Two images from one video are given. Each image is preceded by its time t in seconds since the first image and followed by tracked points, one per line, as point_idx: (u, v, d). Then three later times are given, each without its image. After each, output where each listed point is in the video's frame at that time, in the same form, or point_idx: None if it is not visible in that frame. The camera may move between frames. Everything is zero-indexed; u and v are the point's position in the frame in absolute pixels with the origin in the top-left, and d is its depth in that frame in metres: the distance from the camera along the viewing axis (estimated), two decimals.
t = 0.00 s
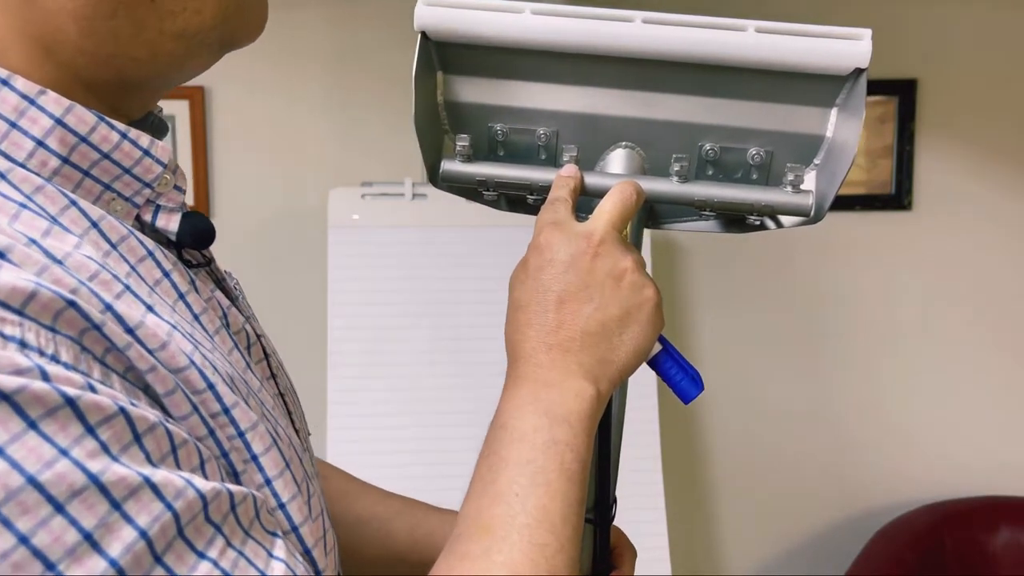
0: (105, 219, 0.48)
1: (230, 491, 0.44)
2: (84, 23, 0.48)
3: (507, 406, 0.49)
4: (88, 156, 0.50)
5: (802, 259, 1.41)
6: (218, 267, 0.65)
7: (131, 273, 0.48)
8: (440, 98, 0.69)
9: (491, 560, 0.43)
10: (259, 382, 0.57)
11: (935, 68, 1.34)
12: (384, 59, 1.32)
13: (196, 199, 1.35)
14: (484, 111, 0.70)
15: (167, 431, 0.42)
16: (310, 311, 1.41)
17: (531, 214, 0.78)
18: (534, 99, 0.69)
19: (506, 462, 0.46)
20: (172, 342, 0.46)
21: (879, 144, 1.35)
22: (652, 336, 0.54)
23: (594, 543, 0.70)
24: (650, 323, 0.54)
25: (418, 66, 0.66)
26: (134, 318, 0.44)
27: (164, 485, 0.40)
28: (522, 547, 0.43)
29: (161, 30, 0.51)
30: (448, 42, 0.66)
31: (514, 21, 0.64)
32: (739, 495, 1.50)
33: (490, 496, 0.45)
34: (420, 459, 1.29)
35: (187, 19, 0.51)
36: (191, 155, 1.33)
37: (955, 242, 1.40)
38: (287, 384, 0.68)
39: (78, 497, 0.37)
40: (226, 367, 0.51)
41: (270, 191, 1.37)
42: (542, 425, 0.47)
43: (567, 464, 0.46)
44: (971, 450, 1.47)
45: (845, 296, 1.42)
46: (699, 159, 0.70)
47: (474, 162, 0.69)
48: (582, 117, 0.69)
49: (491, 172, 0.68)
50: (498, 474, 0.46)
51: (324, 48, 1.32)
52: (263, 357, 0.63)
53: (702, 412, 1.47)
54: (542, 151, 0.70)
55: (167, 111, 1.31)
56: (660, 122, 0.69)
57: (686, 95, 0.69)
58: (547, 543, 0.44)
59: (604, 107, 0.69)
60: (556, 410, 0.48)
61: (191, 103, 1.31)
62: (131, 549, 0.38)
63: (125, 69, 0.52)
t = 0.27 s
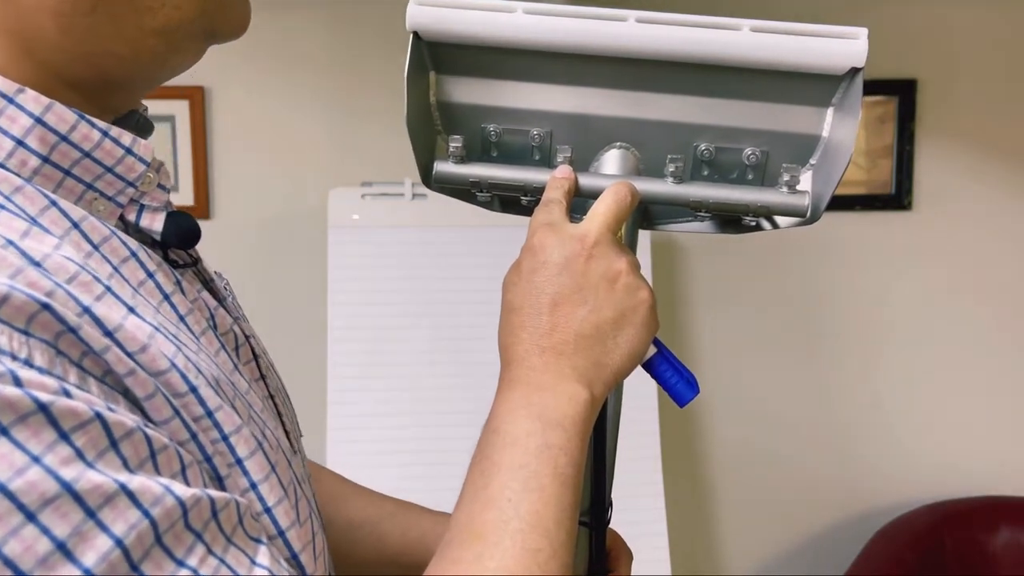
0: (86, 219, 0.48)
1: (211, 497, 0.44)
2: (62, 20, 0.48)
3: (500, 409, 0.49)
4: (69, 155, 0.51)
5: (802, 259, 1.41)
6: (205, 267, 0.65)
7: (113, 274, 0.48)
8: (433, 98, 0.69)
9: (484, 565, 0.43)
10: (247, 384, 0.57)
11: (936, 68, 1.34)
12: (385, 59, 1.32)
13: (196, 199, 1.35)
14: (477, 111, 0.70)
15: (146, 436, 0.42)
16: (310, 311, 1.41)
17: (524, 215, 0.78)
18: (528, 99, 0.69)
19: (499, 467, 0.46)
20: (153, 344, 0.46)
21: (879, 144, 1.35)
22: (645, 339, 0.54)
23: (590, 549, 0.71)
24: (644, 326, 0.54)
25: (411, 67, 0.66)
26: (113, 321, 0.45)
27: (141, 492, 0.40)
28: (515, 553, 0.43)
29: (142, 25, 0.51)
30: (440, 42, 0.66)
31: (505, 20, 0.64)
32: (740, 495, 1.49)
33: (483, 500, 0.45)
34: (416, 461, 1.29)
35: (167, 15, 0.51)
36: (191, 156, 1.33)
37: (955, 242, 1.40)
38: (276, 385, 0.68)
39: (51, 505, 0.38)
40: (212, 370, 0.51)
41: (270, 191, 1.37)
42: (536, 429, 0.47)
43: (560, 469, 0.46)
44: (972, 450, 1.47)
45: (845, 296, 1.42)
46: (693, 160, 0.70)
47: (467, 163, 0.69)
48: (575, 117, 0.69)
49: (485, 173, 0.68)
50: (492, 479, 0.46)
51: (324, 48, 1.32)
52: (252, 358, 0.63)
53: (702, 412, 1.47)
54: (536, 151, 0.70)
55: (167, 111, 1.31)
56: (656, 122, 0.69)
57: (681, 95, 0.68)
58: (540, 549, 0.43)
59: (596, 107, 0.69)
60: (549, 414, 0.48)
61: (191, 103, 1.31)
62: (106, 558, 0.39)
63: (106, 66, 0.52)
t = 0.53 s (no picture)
0: (81, 220, 0.48)
1: (207, 501, 0.44)
2: (55, 16, 0.48)
3: (499, 412, 0.49)
4: (63, 155, 0.51)
5: (802, 259, 1.40)
6: (201, 267, 0.65)
7: (108, 276, 0.48)
8: (431, 98, 0.69)
9: (480, 567, 0.42)
10: (244, 385, 0.57)
11: (936, 68, 1.34)
12: (385, 59, 1.32)
13: (196, 199, 1.35)
14: (475, 112, 0.69)
15: (140, 438, 0.42)
16: (310, 311, 1.41)
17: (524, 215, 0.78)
18: (525, 100, 0.69)
19: (497, 470, 0.46)
20: (147, 345, 0.46)
21: (879, 144, 1.35)
22: (643, 341, 0.54)
23: (590, 551, 0.70)
24: (642, 328, 0.54)
25: (409, 67, 0.65)
26: (107, 321, 0.44)
27: (134, 495, 0.40)
28: (513, 555, 0.43)
29: (136, 24, 0.51)
30: (438, 42, 0.66)
31: (503, 21, 0.64)
32: (739, 495, 1.49)
33: (480, 503, 0.45)
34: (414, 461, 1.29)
35: (162, 11, 0.51)
36: (191, 155, 1.33)
37: (955, 241, 1.40)
38: (273, 387, 0.67)
39: (43, 508, 0.38)
40: (208, 371, 0.50)
41: (270, 191, 1.36)
42: (533, 431, 0.47)
43: (557, 471, 0.46)
44: (971, 450, 1.47)
45: (845, 296, 1.42)
46: (693, 161, 0.70)
47: (465, 163, 0.69)
48: (574, 117, 0.69)
49: (483, 174, 0.68)
50: (489, 482, 0.46)
51: (324, 48, 1.31)
52: (249, 360, 0.62)
53: (702, 412, 1.47)
54: (534, 151, 0.70)
55: (167, 111, 1.31)
56: (655, 122, 0.69)
57: (682, 95, 0.68)
58: (538, 552, 0.43)
59: (595, 108, 0.69)
60: (547, 417, 0.48)
61: (190, 102, 1.31)
62: (98, 562, 0.39)
63: (102, 65, 0.52)
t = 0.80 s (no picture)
0: (84, 220, 0.48)
1: (213, 501, 0.44)
2: (58, 16, 0.48)
3: (499, 412, 0.49)
4: (65, 155, 0.51)
5: (802, 259, 1.40)
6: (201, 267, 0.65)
7: (111, 276, 0.48)
8: (430, 98, 0.69)
9: (478, 567, 0.42)
10: (246, 385, 0.57)
11: (936, 68, 1.34)
12: (385, 59, 1.32)
13: (196, 199, 1.35)
14: (474, 112, 0.69)
15: (147, 439, 0.42)
16: (309, 311, 1.41)
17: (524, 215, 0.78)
18: (524, 100, 0.69)
19: (497, 470, 0.46)
20: (152, 346, 0.46)
21: (879, 144, 1.35)
22: (643, 340, 0.54)
23: (589, 550, 0.70)
24: (642, 328, 0.54)
25: (408, 67, 0.66)
26: (112, 322, 0.44)
27: (141, 496, 0.40)
28: (513, 555, 0.43)
29: (136, 24, 0.51)
30: (437, 42, 0.66)
31: (503, 21, 0.64)
32: (739, 495, 1.49)
33: (480, 503, 0.45)
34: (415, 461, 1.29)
35: (165, 12, 0.52)
36: (191, 155, 1.33)
37: (955, 241, 1.40)
38: (273, 387, 0.68)
39: (51, 509, 0.38)
40: (211, 371, 0.51)
41: (270, 191, 1.36)
42: (533, 432, 0.47)
43: (558, 472, 0.46)
44: (971, 450, 1.47)
45: (844, 296, 1.42)
46: (691, 160, 0.70)
47: (464, 164, 0.69)
48: (574, 118, 0.69)
49: (482, 174, 0.68)
50: (490, 482, 0.46)
51: (324, 48, 1.31)
52: (250, 360, 0.63)
53: (701, 412, 1.47)
54: (533, 151, 0.70)
55: (167, 111, 1.31)
56: (653, 122, 0.69)
57: (682, 95, 0.68)
58: (539, 552, 0.43)
59: (595, 108, 0.69)
60: (547, 417, 0.48)
61: (190, 102, 1.31)
62: (106, 563, 0.39)
63: (102, 66, 0.52)
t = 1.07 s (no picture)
0: (85, 220, 0.48)
1: (213, 503, 0.44)
2: (50, 17, 0.48)
3: (504, 415, 0.49)
4: (66, 155, 0.50)
5: (802, 259, 1.40)
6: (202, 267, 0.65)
7: (111, 276, 0.48)
8: (435, 99, 0.69)
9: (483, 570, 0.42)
10: (247, 386, 0.57)
11: (936, 68, 1.34)
12: (385, 59, 1.32)
13: (196, 199, 1.35)
14: (479, 112, 0.69)
15: (146, 440, 0.42)
16: (309, 311, 1.41)
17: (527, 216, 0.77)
18: (528, 100, 0.69)
19: (503, 472, 0.46)
20: (152, 347, 0.46)
21: (879, 144, 1.35)
22: (651, 343, 0.54)
23: (594, 553, 0.70)
24: (650, 331, 0.54)
25: (413, 67, 0.65)
26: (112, 323, 0.44)
27: (140, 498, 0.40)
28: (518, 559, 0.43)
29: (131, 27, 0.51)
30: (442, 42, 0.66)
31: (508, 21, 0.64)
32: (739, 495, 1.49)
33: (485, 506, 0.45)
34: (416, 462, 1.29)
35: (157, 16, 0.51)
36: (191, 155, 1.33)
37: (955, 242, 1.40)
38: (275, 387, 0.68)
39: (49, 511, 0.38)
40: (212, 372, 0.50)
41: (270, 191, 1.36)
42: (539, 434, 0.47)
43: (564, 475, 0.46)
44: (971, 450, 1.47)
45: (844, 296, 1.41)
46: (698, 161, 0.69)
47: (469, 165, 0.68)
48: (580, 119, 0.69)
49: (487, 174, 0.67)
50: (495, 485, 0.46)
51: (324, 48, 1.31)
52: (252, 361, 0.62)
53: (701, 412, 1.47)
54: (538, 152, 0.70)
55: (167, 111, 1.31)
56: (658, 120, 0.69)
57: (688, 96, 0.68)
58: (544, 556, 0.43)
59: (601, 109, 0.69)
60: (553, 420, 0.48)
61: (190, 102, 1.31)
62: (105, 565, 0.39)
63: (96, 67, 0.52)
